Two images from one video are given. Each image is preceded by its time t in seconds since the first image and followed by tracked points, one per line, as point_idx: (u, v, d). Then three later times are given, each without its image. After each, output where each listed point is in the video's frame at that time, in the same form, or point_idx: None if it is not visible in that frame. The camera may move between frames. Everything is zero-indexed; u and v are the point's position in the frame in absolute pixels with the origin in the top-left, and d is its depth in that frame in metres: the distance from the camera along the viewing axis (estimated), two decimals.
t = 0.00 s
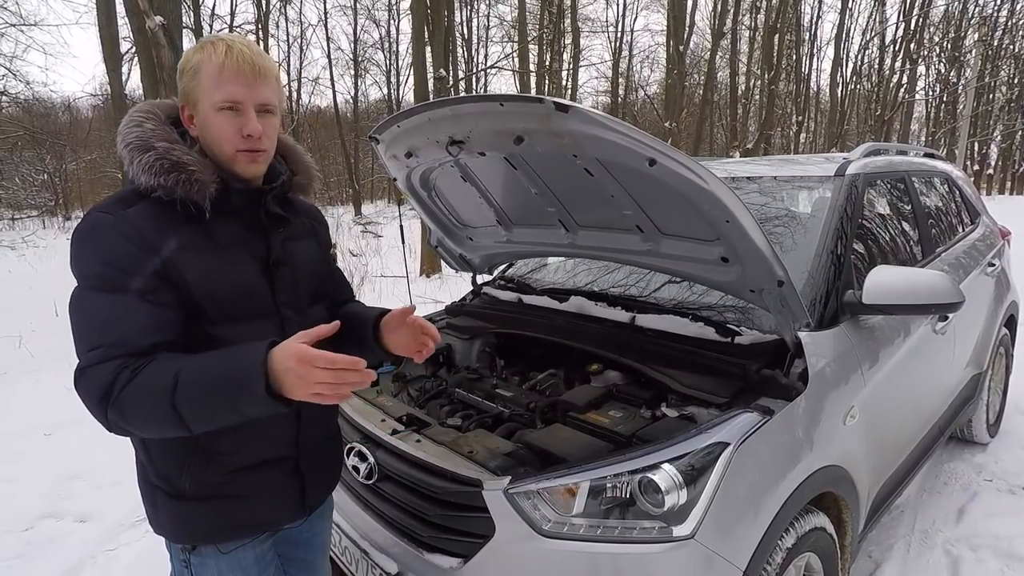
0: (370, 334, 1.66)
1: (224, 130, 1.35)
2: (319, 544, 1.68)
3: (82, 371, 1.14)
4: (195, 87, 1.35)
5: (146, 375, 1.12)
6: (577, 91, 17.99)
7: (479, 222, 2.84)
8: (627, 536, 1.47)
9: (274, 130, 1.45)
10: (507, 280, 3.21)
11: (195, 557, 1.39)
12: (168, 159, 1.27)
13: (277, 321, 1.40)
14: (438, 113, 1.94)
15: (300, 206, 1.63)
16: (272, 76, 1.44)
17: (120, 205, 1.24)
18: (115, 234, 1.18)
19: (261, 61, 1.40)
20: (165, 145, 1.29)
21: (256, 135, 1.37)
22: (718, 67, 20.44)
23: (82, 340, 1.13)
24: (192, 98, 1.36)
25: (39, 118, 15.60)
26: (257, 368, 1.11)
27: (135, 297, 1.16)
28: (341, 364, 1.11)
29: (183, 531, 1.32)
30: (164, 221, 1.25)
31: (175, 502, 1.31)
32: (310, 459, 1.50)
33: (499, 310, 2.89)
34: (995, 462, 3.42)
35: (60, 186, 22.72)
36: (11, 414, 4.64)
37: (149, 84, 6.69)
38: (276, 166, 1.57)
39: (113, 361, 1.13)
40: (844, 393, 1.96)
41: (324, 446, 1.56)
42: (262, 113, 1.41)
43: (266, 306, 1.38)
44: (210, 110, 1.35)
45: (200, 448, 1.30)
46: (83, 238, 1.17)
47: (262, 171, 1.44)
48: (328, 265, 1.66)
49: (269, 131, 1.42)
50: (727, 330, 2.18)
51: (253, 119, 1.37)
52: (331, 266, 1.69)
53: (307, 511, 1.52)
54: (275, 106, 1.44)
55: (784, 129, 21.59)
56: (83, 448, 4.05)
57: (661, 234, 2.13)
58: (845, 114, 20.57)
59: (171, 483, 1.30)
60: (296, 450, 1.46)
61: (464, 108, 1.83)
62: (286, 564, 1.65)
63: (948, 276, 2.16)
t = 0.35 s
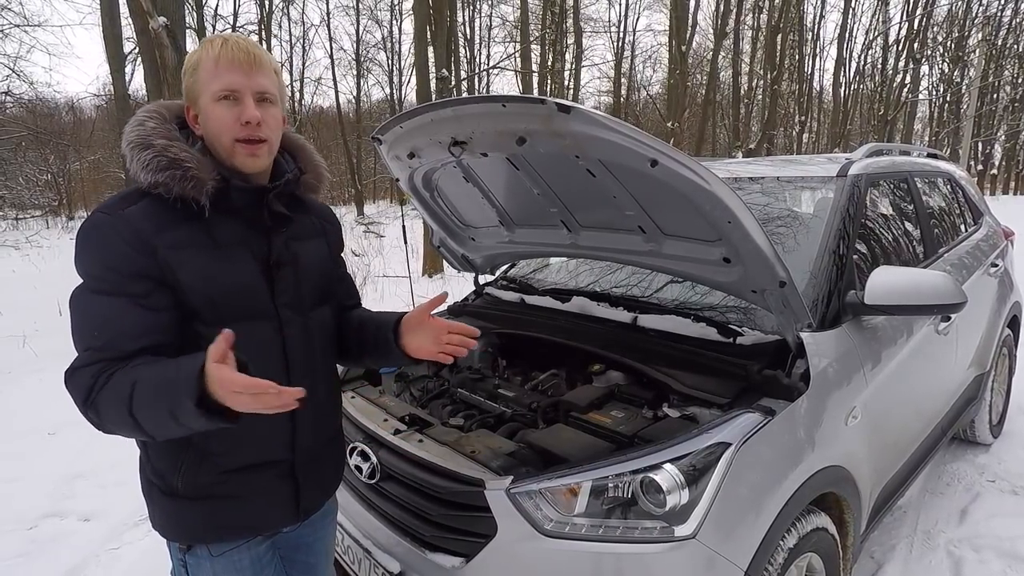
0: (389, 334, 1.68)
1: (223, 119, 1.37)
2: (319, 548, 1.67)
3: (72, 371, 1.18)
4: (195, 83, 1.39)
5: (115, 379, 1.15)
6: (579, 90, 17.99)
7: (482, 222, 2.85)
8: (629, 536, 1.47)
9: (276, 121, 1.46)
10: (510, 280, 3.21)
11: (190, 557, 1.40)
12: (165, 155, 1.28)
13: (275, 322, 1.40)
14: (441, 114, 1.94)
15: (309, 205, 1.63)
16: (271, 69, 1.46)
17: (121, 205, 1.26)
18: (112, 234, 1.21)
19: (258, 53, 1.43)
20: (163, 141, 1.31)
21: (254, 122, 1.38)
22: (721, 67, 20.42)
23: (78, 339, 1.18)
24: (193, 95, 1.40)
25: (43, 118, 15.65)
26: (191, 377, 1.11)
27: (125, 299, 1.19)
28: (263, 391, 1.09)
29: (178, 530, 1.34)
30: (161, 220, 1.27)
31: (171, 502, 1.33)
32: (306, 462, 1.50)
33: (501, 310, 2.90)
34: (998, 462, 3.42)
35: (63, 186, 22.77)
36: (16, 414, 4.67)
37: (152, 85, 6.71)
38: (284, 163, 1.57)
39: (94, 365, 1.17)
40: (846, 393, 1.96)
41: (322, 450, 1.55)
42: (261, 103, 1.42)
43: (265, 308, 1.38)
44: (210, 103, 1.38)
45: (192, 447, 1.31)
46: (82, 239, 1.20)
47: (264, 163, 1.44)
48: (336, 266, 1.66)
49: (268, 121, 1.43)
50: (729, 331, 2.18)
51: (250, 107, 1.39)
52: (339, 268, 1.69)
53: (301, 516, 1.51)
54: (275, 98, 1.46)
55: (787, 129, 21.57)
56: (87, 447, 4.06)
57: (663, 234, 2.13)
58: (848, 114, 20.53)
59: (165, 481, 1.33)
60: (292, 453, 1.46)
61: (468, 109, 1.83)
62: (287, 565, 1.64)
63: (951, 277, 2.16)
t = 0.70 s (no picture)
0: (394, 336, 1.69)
1: (223, 121, 1.37)
2: (323, 551, 1.66)
3: (63, 374, 1.20)
4: (197, 84, 1.39)
5: (97, 383, 1.16)
6: (581, 90, 17.98)
7: (483, 223, 2.85)
8: (631, 536, 1.47)
9: (277, 124, 1.46)
10: (511, 280, 3.22)
11: (191, 561, 1.41)
12: (164, 157, 1.29)
13: (275, 325, 1.40)
14: (443, 114, 1.94)
15: (312, 206, 1.63)
16: (273, 71, 1.47)
17: (118, 207, 1.27)
18: (109, 237, 1.22)
19: (260, 54, 1.43)
20: (162, 143, 1.31)
21: (254, 125, 1.38)
22: (723, 67, 20.40)
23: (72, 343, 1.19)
24: (194, 96, 1.40)
25: (46, 118, 15.66)
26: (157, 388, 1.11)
27: (118, 303, 1.20)
28: (207, 417, 1.09)
29: (177, 533, 1.34)
30: (159, 224, 1.28)
31: (169, 506, 1.33)
32: (305, 467, 1.50)
33: (502, 310, 2.90)
34: (1001, 463, 3.41)
35: (65, 185, 22.80)
36: (18, 413, 4.68)
37: (155, 85, 6.72)
38: (285, 165, 1.57)
39: (82, 368, 1.18)
40: (848, 394, 1.96)
41: (322, 455, 1.55)
42: (262, 106, 1.42)
43: (264, 312, 1.38)
44: (210, 105, 1.38)
45: (190, 452, 1.33)
46: (80, 243, 1.21)
47: (264, 166, 1.44)
48: (340, 268, 1.66)
49: (270, 124, 1.43)
50: (731, 332, 2.18)
51: (250, 110, 1.39)
52: (343, 269, 1.69)
53: (300, 521, 1.51)
54: (277, 100, 1.46)
55: (789, 129, 21.54)
56: (89, 446, 4.07)
57: (665, 235, 2.13)
58: (850, 113, 20.49)
59: (164, 485, 1.34)
60: (292, 459, 1.46)
61: (470, 109, 1.84)
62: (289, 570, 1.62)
63: (954, 277, 2.15)
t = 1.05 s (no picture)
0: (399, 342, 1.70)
1: (228, 123, 1.37)
2: (328, 550, 1.67)
3: (65, 381, 1.19)
4: (201, 85, 1.39)
5: (102, 395, 1.15)
6: (583, 90, 17.99)
7: (486, 223, 2.85)
8: (634, 537, 1.47)
9: (281, 125, 1.46)
10: (514, 281, 3.22)
11: (197, 563, 1.41)
12: (169, 161, 1.29)
13: (281, 328, 1.41)
14: (446, 115, 1.95)
15: (314, 207, 1.63)
16: (277, 71, 1.46)
17: (121, 211, 1.26)
18: (112, 242, 1.21)
19: (264, 55, 1.43)
20: (168, 147, 1.31)
21: (258, 128, 1.38)
22: (724, 67, 20.40)
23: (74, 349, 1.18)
24: (198, 97, 1.40)
25: (50, 118, 15.70)
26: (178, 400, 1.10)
27: (119, 310, 1.19)
28: (251, 419, 1.08)
29: (184, 537, 1.34)
30: (165, 229, 1.28)
31: (177, 511, 1.33)
32: (311, 469, 1.51)
33: (505, 311, 2.90)
34: (1004, 464, 3.41)
35: (68, 186, 22.87)
36: (22, 413, 4.69)
37: (157, 86, 6.74)
38: (286, 166, 1.57)
39: (85, 378, 1.17)
40: (852, 394, 1.96)
41: (326, 456, 1.56)
42: (266, 107, 1.42)
43: (269, 315, 1.38)
44: (215, 106, 1.38)
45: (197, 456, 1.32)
46: (83, 250, 1.21)
47: (268, 168, 1.45)
48: (344, 269, 1.67)
49: (274, 125, 1.43)
50: (733, 332, 2.18)
51: (255, 111, 1.39)
52: (347, 270, 1.69)
53: (306, 522, 1.52)
54: (281, 102, 1.46)
55: (790, 129, 21.53)
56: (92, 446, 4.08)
57: (667, 235, 2.13)
58: (852, 113, 20.47)
59: (170, 490, 1.33)
60: (298, 461, 1.47)
61: (474, 110, 1.84)
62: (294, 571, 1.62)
63: (956, 278, 2.15)
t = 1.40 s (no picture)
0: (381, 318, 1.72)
1: (271, 143, 1.40)
2: (336, 532, 1.68)
3: (100, 359, 1.24)
4: (252, 108, 1.42)
5: (142, 369, 1.21)
6: (576, 104, 18.14)
7: (486, 234, 2.86)
8: (641, 547, 1.47)
9: (319, 150, 1.49)
10: (512, 293, 3.21)
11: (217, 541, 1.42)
12: (214, 170, 1.31)
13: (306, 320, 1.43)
14: (448, 127, 1.96)
15: (340, 218, 1.64)
16: (322, 100, 1.50)
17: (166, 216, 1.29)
18: (146, 239, 1.25)
19: (314, 86, 1.47)
20: (216, 159, 1.33)
21: (299, 152, 1.41)
22: (715, 82, 20.65)
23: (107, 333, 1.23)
24: (247, 116, 1.43)
25: (42, 131, 15.63)
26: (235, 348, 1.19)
27: (152, 302, 1.23)
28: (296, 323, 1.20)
29: (210, 512, 1.37)
30: (204, 234, 1.30)
31: (205, 485, 1.36)
32: (330, 453, 1.51)
33: (504, 322, 2.90)
34: (1001, 473, 3.42)
35: (60, 199, 22.77)
36: (12, 427, 4.62)
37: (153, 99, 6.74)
38: (318, 183, 1.59)
39: (119, 359, 1.23)
40: (851, 404, 1.97)
41: (345, 444, 1.56)
42: (308, 133, 1.45)
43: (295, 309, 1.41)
44: (262, 127, 1.41)
45: (225, 433, 1.35)
46: (131, 249, 1.24)
47: (301, 188, 1.47)
48: (367, 277, 1.67)
49: (312, 150, 1.46)
50: (735, 341, 2.19)
51: (297, 136, 1.42)
52: (369, 279, 1.69)
53: (322, 504, 1.52)
54: (322, 129, 1.49)
55: (781, 143, 21.75)
56: (84, 461, 4.02)
57: (669, 246, 2.14)
58: (842, 127, 20.71)
59: (199, 465, 1.36)
60: (317, 445, 1.47)
61: (475, 121, 1.85)
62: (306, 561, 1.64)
63: (953, 287, 2.17)
